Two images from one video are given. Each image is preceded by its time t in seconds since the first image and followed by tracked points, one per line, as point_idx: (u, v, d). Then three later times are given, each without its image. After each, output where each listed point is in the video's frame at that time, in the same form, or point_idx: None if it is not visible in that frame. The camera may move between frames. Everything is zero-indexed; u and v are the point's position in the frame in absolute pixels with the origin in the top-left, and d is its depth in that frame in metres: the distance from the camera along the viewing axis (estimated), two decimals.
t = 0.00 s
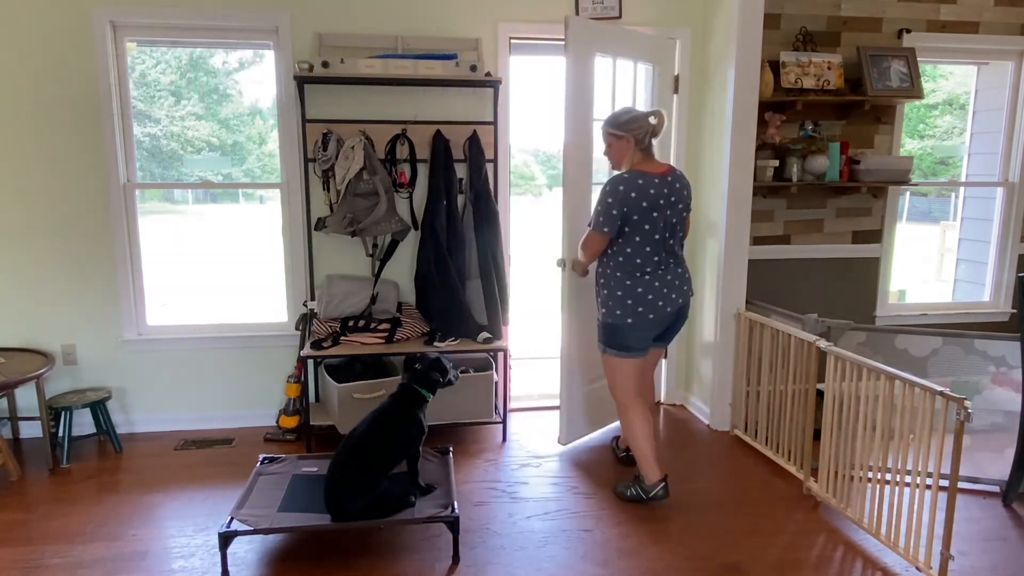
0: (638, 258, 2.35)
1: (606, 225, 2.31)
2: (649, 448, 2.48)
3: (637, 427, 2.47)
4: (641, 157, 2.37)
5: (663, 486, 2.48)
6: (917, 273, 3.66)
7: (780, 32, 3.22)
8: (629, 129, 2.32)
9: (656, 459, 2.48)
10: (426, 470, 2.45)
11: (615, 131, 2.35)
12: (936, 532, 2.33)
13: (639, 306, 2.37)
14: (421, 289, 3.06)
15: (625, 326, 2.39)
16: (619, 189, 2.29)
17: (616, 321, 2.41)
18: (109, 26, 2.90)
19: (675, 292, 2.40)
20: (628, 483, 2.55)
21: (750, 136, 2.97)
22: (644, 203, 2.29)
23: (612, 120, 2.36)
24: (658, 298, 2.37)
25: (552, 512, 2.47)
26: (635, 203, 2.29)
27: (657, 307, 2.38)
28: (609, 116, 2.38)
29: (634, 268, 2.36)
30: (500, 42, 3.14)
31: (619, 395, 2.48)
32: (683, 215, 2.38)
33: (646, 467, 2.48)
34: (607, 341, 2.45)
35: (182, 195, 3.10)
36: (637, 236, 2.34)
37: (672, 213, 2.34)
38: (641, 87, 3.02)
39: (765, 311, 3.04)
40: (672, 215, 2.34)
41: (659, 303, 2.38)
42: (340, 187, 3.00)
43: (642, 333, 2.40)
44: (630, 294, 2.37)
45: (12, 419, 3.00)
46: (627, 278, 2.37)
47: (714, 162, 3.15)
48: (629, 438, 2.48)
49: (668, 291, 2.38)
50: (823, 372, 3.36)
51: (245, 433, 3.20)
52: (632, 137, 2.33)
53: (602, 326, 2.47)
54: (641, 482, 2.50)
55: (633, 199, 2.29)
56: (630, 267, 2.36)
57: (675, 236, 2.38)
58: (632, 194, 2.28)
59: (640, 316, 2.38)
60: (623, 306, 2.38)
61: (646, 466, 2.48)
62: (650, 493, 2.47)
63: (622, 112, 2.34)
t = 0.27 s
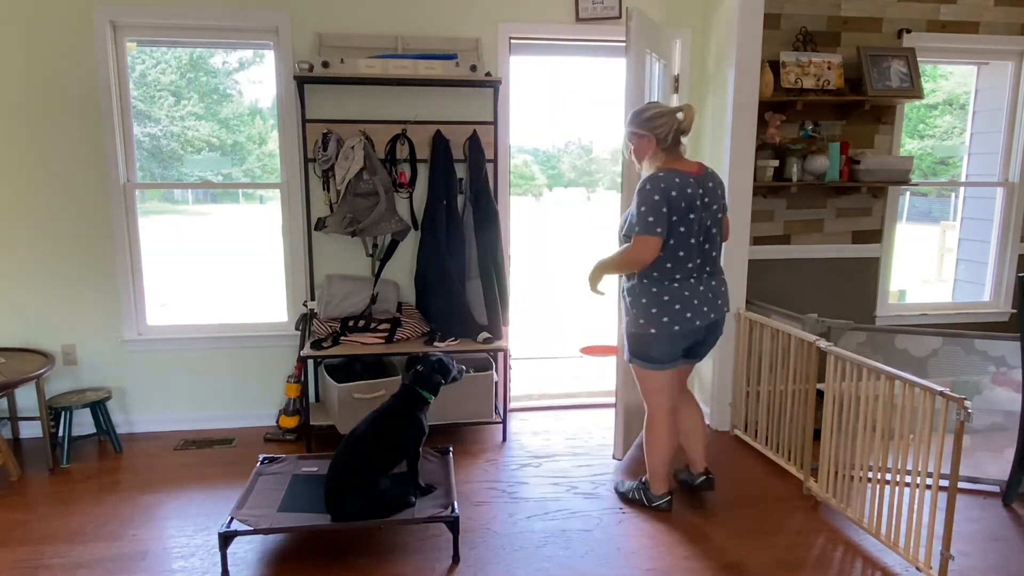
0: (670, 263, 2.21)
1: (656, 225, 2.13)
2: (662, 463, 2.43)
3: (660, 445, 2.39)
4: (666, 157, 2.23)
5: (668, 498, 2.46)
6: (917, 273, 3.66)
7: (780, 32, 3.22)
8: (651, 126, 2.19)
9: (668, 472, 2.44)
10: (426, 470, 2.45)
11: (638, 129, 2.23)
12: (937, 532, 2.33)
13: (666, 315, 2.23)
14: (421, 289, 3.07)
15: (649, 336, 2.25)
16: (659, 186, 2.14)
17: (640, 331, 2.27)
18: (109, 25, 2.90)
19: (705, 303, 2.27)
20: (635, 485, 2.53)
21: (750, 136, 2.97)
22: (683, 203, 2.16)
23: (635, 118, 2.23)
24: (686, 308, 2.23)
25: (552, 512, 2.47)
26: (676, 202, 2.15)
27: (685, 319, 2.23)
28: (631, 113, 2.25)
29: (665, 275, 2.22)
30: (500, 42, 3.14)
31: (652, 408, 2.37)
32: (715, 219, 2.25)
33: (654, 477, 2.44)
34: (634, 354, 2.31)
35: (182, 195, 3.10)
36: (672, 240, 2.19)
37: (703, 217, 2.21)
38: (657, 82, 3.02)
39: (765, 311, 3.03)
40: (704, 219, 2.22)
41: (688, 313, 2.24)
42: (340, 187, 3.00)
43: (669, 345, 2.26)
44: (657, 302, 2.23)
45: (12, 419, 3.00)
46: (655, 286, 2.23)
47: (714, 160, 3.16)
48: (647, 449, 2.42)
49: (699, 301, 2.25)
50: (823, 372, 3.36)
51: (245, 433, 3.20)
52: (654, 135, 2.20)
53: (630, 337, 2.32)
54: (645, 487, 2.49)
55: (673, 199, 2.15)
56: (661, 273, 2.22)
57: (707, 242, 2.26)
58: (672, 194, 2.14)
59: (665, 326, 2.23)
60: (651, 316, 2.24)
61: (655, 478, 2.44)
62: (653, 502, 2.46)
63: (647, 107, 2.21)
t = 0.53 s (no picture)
0: (708, 268, 2.09)
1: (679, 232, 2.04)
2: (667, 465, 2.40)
3: (667, 449, 2.35)
4: (715, 155, 2.07)
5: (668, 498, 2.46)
6: (917, 273, 3.66)
7: (780, 32, 3.22)
8: (699, 124, 2.04)
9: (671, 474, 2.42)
10: (426, 470, 2.45)
11: (688, 125, 2.07)
12: (937, 532, 2.33)
13: (702, 320, 2.13)
14: (421, 289, 3.07)
15: (683, 340, 2.17)
16: (693, 189, 2.01)
17: (676, 335, 2.19)
18: (109, 26, 2.90)
19: (747, 306, 2.13)
20: (635, 484, 2.53)
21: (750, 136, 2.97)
22: (721, 207, 2.01)
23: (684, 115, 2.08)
24: (724, 313, 2.12)
25: (553, 512, 2.47)
26: (712, 206, 2.01)
27: (723, 324, 2.12)
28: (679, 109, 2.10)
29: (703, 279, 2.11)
30: (500, 42, 3.14)
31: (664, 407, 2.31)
32: (762, 221, 2.08)
33: (654, 477, 2.44)
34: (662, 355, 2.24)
35: (182, 195, 3.10)
36: (710, 242, 2.06)
37: (747, 220, 2.05)
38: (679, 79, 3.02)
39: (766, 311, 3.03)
40: (749, 222, 2.06)
41: (726, 318, 2.12)
42: (340, 187, 3.00)
43: (705, 350, 2.16)
44: (694, 306, 2.14)
45: (12, 419, 3.00)
46: (693, 289, 2.13)
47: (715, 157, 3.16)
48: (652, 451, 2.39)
49: (740, 305, 2.12)
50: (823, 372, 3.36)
51: (245, 433, 3.20)
52: (703, 133, 2.04)
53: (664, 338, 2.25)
54: (647, 487, 2.48)
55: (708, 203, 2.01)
56: (697, 276, 2.11)
57: (753, 247, 2.10)
58: (707, 196, 2.01)
59: (701, 331, 2.14)
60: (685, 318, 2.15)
61: (656, 479, 2.43)
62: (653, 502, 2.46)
63: (697, 101, 2.06)
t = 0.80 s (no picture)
0: (723, 269, 2.05)
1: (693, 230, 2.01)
2: (711, 478, 2.25)
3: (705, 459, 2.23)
4: (731, 156, 2.06)
5: (724, 518, 2.26)
6: (917, 273, 3.66)
7: (780, 32, 3.22)
8: (715, 124, 2.03)
9: (719, 491, 2.26)
10: (425, 471, 2.45)
11: (704, 125, 2.08)
12: (936, 532, 2.33)
13: (718, 321, 2.08)
14: (421, 289, 3.07)
15: (700, 342, 2.10)
16: (711, 187, 1.99)
17: (690, 336, 2.12)
18: (109, 25, 2.90)
19: (762, 308, 2.10)
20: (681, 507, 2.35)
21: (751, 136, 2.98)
22: (739, 207, 1.97)
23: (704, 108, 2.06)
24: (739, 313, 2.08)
25: (553, 512, 2.47)
26: (730, 206, 1.97)
27: (738, 326, 2.08)
28: (697, 108, 2.10)
29: (717, 280, 2.07)
30: (500, 42, 3.14)
31: (690, 417, 2.20)
32: (778, 226, 2.06)
33: (706, 498, 2.25)
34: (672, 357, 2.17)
35: (182, 195, 3.10)
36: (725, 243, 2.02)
37: (765, 223, 2.02)
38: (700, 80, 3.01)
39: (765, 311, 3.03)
40: (765, 225, 2.02)
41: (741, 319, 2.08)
42: (340, 187, 3.00)
43: (720, 352, 2.11)
44: (709, 307, 2.09)
45: (12, 419, 3.00)
46: (708, 290, 2.09)
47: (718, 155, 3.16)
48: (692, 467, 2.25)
49: (754, 308, 2.09)
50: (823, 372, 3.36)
51: (245, 433, 3.20)
52: (719, 134, 2.04)
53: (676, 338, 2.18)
54: (698, 509, 2.30)
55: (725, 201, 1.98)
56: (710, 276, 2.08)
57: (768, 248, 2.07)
58: (724, 195, 1.97)
59: (717, 333, 2.08)
60: (700, 319, 2.10)
61: (706, 498, 2.26)
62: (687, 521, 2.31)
63: (714, 100, 2.05)
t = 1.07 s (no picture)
0: (728, 274, 2.02)
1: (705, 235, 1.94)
2: (721, 490, 2.22)
3: (716, 471, 2.20)
4: (727, 156, 2.02)
5: (728, 528, 2.26)
6: (917, 273, 3.66)
7: (780, 32, 3.22)
8: (711, 123, 1.98)
9: (725, 502, 2.24)
10: (425, 470, 2.45)
11: (700, 122, 2.01)
12: (936, 532, 2.33)
13: (726, 327, 2.03)
14: (421, 289, 3.07)
15: (708, 350, 2.05)
16: (719, 189, 1.93)
17: (696, 344, 2.07)
18: (109, 25, 2.89)
19: (763, 313, 2.08)
20: (687, 514, 2.33)
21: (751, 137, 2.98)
22: (746, 209, 1.95)
23: (702, 108, 1.99)
24: (745, 319, 2.04)
25: (553, 512, 2.47)
26: (739, 208, 1.93)
27: (744, 331, 2.05)
28: (694, 105, 2.03)
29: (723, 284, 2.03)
30: (501, 42, 3.14)
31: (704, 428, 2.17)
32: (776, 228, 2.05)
33: (711, 506, 2.24)
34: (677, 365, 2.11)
35: (182, 195, 3.10)
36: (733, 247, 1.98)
37: (767, 226, 2.00)
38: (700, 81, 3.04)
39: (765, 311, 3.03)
40: (767, 227, 2.01)
41: (747, 325, 2.05)
42: (340, 187, 3.00)
43: (727, 359, 2.07)
44: (715, 313, 2.04)
45: (12, 419, 3.00)
46: (713, 295, 2.04)
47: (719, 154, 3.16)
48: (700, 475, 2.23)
49: (758, 312, 2.07)
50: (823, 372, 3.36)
51: (245, 433, 3.20)
52: (713, 133, 1.99)
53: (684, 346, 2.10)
54: (703, 516, 2.29)
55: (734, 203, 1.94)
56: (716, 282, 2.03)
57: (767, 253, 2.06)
58: (735, 197, 1.93)
59: (726, 339, 2.04)
60: (707, 328, 2.04)
61: (711, 508, 2.24)
62: (682, 523, 2.32)
63: (713, 97, 1.98)
